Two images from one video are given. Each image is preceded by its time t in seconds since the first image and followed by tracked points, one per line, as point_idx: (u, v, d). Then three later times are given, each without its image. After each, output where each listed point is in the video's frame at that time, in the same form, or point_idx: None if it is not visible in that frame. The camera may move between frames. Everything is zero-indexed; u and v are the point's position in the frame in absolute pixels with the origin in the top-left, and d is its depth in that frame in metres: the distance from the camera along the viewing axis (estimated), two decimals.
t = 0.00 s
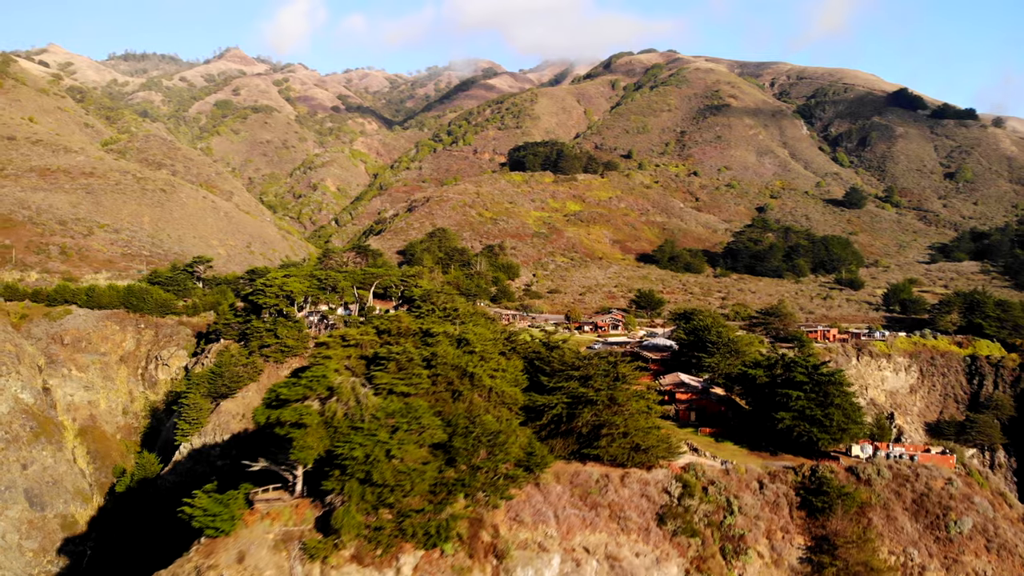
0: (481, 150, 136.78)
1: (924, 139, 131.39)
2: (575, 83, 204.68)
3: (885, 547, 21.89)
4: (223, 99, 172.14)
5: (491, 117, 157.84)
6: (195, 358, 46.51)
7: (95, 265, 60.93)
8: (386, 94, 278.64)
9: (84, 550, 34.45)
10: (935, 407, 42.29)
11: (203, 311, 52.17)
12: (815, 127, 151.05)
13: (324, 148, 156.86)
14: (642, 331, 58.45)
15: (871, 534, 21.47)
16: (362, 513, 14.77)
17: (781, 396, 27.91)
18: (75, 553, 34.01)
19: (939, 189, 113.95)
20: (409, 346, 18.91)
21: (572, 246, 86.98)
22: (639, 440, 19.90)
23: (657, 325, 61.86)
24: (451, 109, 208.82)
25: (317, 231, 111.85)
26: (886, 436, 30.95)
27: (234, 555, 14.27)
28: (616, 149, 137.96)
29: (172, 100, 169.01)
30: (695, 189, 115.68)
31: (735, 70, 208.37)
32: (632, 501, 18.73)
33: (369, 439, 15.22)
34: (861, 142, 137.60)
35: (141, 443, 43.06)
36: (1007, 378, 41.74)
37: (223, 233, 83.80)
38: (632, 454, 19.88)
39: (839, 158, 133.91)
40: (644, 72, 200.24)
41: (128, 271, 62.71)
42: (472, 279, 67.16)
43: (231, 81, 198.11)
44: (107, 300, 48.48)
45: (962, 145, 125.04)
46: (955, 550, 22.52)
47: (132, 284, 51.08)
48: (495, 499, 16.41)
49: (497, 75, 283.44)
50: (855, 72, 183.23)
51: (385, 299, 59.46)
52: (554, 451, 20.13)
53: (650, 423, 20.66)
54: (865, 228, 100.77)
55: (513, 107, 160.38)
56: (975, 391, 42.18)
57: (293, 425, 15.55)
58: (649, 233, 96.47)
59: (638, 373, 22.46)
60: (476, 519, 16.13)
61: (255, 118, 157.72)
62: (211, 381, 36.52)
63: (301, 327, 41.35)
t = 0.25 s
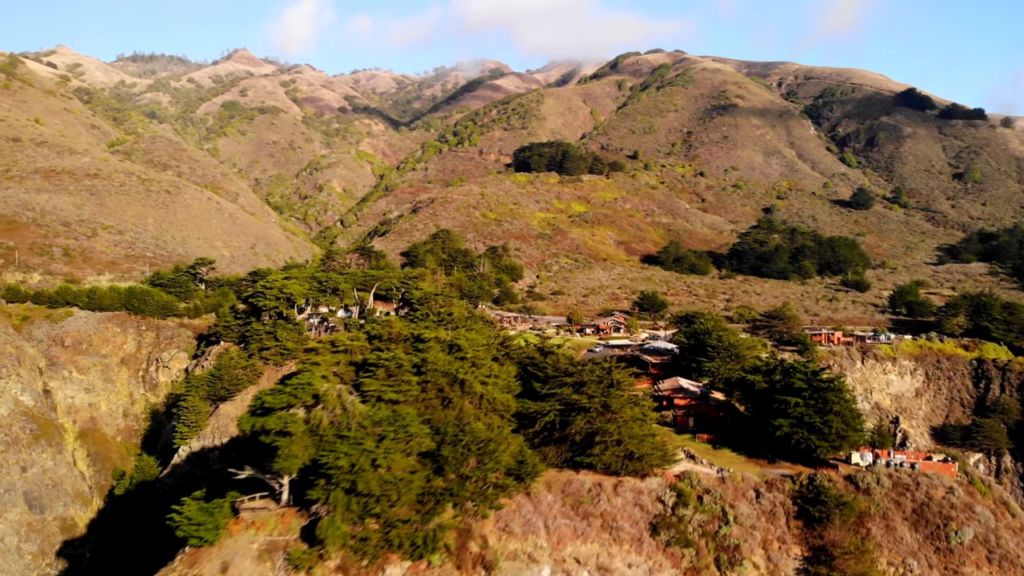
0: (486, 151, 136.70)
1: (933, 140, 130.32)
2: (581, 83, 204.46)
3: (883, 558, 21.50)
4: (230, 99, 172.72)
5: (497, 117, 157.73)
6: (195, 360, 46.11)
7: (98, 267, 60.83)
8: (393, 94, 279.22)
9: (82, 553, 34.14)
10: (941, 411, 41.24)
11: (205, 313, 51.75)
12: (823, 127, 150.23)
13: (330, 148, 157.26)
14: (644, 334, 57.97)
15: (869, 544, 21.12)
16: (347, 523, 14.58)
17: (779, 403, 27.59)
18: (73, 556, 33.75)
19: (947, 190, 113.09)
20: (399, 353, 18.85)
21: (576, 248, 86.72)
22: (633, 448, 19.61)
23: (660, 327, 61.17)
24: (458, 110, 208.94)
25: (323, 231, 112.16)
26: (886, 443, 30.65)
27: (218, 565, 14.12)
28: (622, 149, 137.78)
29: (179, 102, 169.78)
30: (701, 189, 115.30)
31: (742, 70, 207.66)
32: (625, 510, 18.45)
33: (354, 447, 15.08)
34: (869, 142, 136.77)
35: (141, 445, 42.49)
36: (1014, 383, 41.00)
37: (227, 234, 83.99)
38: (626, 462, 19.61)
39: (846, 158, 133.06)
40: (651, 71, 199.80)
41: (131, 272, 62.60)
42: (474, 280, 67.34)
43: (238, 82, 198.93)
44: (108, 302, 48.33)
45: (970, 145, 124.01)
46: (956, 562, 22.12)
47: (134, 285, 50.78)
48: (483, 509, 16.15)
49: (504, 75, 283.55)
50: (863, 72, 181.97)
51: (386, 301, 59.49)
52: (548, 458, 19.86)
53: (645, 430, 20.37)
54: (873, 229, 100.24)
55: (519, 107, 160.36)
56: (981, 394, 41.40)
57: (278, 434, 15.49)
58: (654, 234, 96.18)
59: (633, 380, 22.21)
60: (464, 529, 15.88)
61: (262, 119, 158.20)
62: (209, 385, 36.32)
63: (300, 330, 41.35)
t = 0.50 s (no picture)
0: (492, 151, 136.60)
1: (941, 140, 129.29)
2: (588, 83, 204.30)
3: (882, 570, 21.09)
4: (237, 100, 173.39)
5: (503, 117, 157.68)
6: (195, 362, 46.25)
7: (101, 268, 60.65)
8: (400, 95, 279.89)
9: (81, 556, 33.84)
10: (946, 414, 40.56)
11: (206, 315, 52.28)
12: (830, 127, 149.47)
13: (336, 149, 157.57)
14: (646, 337, 57.65)
15: (868, 555, 20.76)
16: (332, 533, 14.36)
17: (777, 409, 27.28)
18: (73, 558, 33.44)
19: (955, 190, 112.21)
20: (388, 359, 18.69)
21: (580, 249, 86.44)
22: (626, 455, 19.36)
23: (663, 329, 60.97)
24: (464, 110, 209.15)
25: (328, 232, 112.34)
26: (889, 451, 30.28)
27: None
28: (628, 149, 137.56)
29: (186, 102, 170.49)
30: (707, 190, 114.86)
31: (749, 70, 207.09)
32: (618, 520, 18.19)
33: (340, 456, 14.90)
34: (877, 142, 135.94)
35: (141, 447, 42.48)
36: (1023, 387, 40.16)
37: (231, 235, 84.17)
38: (619, 470, 19.37)
39: (854, 158, 132.28)
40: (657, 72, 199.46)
41: (133, 273, 62.47)
42: (477, 280, 67.98)
43: (245, 83, 199.71)
44: (110, 303, 48.44)
45: (979, 146, 122.98)
46: (956, 572, 21.80)
47: (135, 288, 51.05)
48: (471, 519, 15.90)
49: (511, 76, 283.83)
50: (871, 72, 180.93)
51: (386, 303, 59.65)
52: (540, 466, 19.59)
53: (639, 438, 20.14)
54: (880, 230, 99.70)
55: (525, 108, 160.38)
56: (987, 398, 40.76)
57: (262, 442, 15.32)
58: (659, 235, 95.89)
59: (627, 386, 22.00)
60: (452, 540, 15.64)
61: (269, 120, 158.71)
62: (209, 387, 36.09)
63: (300, 332, 41.38)
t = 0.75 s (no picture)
0: (499, 152, 136.54)
1: (951, 140, 128.13)
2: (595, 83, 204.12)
3: None
4: (245, 101, 174.15)
5: (510, 118, 157.65)
6: (195, 365, 46.38)
7: (105, 270, 60.53)
8: (408, 96, 280.52)
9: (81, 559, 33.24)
10: (953, 418, 39.90)
11: (208, 317, 52.84)
12: (839, 127, 148.64)
13: (343, 150, 157.94)
14: (650, 340, 57.43)
15: (867, 566, 20.42)
16: (317, 543, 14.14)
17: (777, 416, 26.96)
18: (73, 562, 32.87)
19: (965, 191, 111.22)
20: (378, 365, 18.59)
21: (585, 250, 86.20)
22: (621, 464, 19.10)
23: (667, 332, 60.77)
24: (471, 111, 209.36)
25: (334, 233, 112.58)
26: (891, 459, 29.97)
27: None
28: (635, 150, 137.29)
29: (195, 104, 171.27)
30: (714, 190, 114.44)
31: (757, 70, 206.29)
32: (611, 530, 17.90)
33: (326, 465, 14.74)
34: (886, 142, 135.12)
35: (142, 449, 42.43)
36: None
37: (237, 236, 84.39)
38: (613, 479, 19.10)
39: (862, 158, 131.50)
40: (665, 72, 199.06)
41: (138, 275, 62.52)
42: (481, 282, 68.49)
43: (254, 84, 200.53)
44: (112, 305, 48.56)
45: (989, 146, 121.76)
46: None
47: (137, 290, 51.29)
48: (460, 530, 15.66)
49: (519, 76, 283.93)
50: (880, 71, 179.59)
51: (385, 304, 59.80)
52: (533, 474, 19.35)
53: (634, 447, 19.93)
54: (888, 231, 99.03)
55: (532, 108, 160.38)
56: (994, 402, 39.91)
57: (247, 450, 15.21)
58: (665, 236, 95.57)
59: (622, 392, 21.76)
60: (440, 550, 15.41)
61: (276, 121, 159.62)
62: (209, 390, 35.96)
63: (301, 335, 41.51)
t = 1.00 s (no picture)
0: (506, 152, 136.41)
1: (962, 139, 126.77)
2: (604, 83, 203.79)
3: None
4: (255, 102, 174.94)
5: (518, 118, 157.56)
6: (198, 367, 46.45)
7: (110, 271, 60.58)
8: (416, 97, 281.14)
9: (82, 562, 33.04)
10: (961, 423, 39.31)
11: (211, 319, 53.13)
12: (849, 126, 147.58)
13: (352, 151, 158.36)
14: (654, 342, 57.11)
15: None
16: (302, 554, 13.92)
17: (776, 423, 26.61)
18: (73, 564, 32.66)
19: (976, 191, 110.05)
20: (369, 372, 18.42)
21: (591, 251, 85.91)
22: (615, 472, 18.82)
23: (672, 334, 60.47)
24: (479, 111, 209.47)
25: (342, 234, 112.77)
26: (894, 468, 29.63)
27: None
28: (643, 149, 136.92)
29: (205, 105, 172.18)
30: (722, 190, 113.92)
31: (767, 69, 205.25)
32: (604, 540, 17.62)
33: (312, 474, 14.58)
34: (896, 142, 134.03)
35: (145, 452, 42.38)
36: None
37: (243, 237, 84.63)
38: (608, 487, 18.82)
39: (872, 158, 130.53)
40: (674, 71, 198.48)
41: (143, 276, 62.58)
42: (486, 284, 68.89)
43: (263, 85, 201.49)
44: (115, 307, 48.62)
45: (1000, 145, 120.34)
46: None
47: (141, 292, 51.47)
48: (449, 540, 15.42)
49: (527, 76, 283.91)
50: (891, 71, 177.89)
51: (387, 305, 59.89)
52: (527, 482, 19.16)
53: (629, 455, 19.65)
54: (898, 232, 98.19)
55: (539, 108, 160.28)
56: (1004, 405, 39.16)
57: (233, 459, 15.11)
58: (673, 236, 95.14)
59: (618, 399, 21.49)
60: (429, 561, 15.14)
61: (285, 121, 160.53)
62: (210, 393, 35.76)
63: (302, 338, 41.60)
